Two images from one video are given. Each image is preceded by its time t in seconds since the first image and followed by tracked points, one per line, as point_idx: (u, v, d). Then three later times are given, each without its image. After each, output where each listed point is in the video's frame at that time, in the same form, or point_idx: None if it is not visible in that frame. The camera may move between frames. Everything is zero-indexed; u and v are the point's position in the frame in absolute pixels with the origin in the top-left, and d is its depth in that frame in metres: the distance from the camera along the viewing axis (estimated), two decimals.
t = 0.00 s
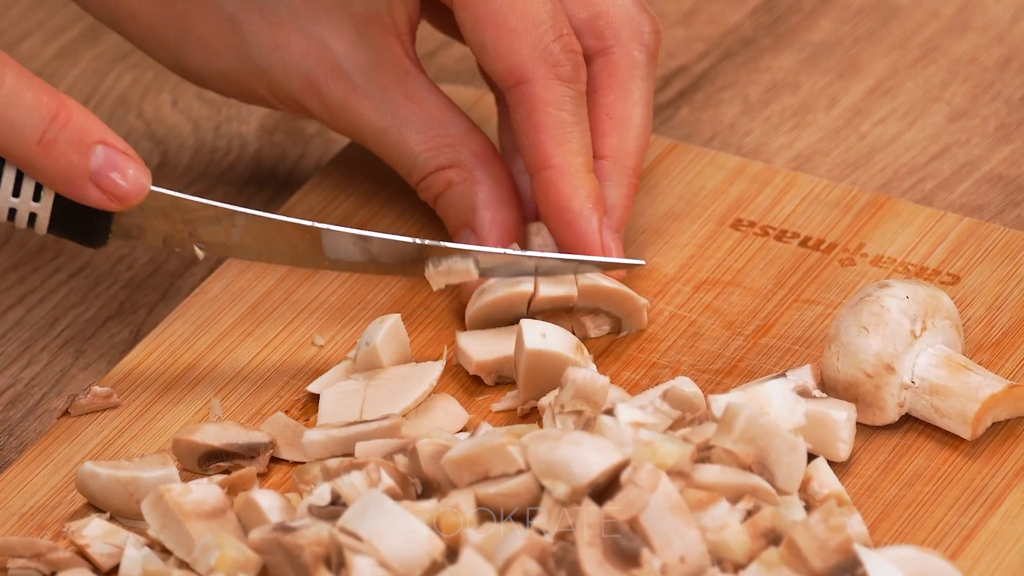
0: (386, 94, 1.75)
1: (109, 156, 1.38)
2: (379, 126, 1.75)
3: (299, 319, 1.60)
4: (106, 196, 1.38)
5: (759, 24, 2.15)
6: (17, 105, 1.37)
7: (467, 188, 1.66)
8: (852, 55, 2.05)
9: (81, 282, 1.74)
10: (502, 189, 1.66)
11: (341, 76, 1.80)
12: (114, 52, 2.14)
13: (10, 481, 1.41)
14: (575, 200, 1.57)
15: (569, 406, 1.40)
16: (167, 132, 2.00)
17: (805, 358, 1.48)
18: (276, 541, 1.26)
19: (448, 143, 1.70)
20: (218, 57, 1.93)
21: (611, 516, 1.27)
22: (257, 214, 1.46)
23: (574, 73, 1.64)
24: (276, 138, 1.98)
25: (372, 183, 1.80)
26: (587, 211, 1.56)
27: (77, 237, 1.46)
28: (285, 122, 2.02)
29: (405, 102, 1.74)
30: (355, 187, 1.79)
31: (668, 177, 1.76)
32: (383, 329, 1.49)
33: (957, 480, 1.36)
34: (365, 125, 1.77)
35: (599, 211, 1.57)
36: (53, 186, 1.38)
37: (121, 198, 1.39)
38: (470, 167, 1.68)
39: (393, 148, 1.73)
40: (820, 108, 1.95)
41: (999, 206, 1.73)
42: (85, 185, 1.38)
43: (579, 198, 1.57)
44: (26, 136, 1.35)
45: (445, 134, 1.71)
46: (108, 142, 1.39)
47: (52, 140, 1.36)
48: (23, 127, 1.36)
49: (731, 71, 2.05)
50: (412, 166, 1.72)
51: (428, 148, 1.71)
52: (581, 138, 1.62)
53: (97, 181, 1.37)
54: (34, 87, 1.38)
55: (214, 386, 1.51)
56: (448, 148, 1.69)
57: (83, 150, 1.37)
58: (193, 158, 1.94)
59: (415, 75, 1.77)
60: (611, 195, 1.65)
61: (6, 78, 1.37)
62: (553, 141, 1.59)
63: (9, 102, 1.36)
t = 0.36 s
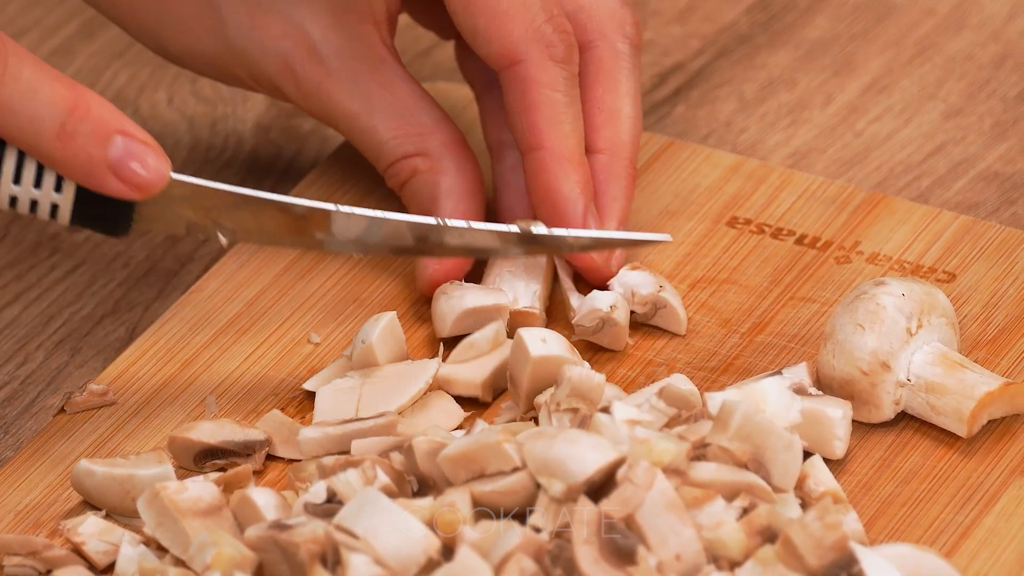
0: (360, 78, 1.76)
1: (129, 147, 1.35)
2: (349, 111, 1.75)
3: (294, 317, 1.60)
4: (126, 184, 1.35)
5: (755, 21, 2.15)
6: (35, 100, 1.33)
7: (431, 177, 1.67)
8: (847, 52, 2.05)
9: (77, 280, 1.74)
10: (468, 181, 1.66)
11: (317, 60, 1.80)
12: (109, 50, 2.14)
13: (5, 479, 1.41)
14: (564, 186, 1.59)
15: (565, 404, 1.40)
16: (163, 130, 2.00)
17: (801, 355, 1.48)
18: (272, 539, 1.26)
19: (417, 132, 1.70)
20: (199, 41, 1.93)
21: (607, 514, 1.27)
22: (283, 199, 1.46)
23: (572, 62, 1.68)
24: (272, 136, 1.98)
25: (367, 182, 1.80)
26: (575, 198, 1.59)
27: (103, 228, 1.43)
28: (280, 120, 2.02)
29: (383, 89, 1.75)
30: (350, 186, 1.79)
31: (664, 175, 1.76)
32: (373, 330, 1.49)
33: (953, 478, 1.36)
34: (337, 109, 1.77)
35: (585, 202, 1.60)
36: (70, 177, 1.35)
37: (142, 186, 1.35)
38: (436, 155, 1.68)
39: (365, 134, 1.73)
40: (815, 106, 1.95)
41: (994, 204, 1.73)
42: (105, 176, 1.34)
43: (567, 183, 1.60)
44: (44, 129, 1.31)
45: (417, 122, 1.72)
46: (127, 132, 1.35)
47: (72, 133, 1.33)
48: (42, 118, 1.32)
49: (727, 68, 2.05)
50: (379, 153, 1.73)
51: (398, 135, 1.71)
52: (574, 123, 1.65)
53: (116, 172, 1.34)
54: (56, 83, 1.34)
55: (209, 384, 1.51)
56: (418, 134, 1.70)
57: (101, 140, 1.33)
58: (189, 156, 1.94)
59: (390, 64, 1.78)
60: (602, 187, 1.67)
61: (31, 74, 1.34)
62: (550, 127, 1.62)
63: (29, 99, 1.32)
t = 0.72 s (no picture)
0: (377, 70, 1.76)
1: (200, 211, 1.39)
2: (369, 101, 1.77)
3: (291, 314, 1.60)
4: (198, 249, 1.40)
5: (752, 19, 2.15)
6: (109, 163, 1.36)
7: (457, 166, 1.69)
8: (844, 50, 2.05)
9: (73, 277, 1.74)
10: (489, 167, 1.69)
11: (333, 51, 1.81)
12: (105, 47, 2.14)
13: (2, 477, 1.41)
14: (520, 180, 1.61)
15: (561, 401, 1.40)
16: (159, 127, 1.99)
17: (797, 353, 1.48)
18: (268, 537, 1.26)
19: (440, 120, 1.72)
20: (214, 32, 1.94)
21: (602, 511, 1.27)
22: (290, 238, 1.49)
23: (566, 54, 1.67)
24: (268, 133, 1.98)
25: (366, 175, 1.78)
26: (528, 196, 1.61)
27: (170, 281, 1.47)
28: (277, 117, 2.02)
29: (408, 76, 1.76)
30: (350, 180, 1.77)
31: (660, 172, 1.76)
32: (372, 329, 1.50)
33: (949, 475, 1.36)
34: (355, 100, 1.79)
35: (536, 197, 1.62)
36: (142, 240, 1.39)
37: (214, 251, 1.40)
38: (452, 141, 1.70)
39: (387, 123, 1.75)
40: (812, 104, 1.95)
41: (990, 202, 1.73)
42: (178, 242, 1.39)
43: (526, 179, 1.62)
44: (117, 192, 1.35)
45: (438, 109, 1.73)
46: (198, 197, 1.39)
47: (147, 195, 1.36)
48: (116, 179, 1.35)
49: (723, 66, 2.05)
50: (403, 141, 1.74)
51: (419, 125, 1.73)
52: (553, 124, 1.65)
53: (189, 238, 1.39)
54: (129, 144, 1.36)
55: (206, 382, 1.51)
56: (442, 120, 1.72)
57: (176, 206, 1.37)
58: (185, 154, 1.94)
59: (407, 50, 1.78)
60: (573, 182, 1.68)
61: (98, 132, 1.36)
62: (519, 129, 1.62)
63: (102, 161, 1.35)
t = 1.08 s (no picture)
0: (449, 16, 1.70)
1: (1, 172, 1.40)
2: (434, 25, 1.71)
3: (281, 316, 1.60)
4: None
5: (747, 17, 2.15)
6: None
7: (546, 77, 1.65)
8: (839, 48, 2.05)
9: (69, 275, 1.74)
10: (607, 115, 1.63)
11: None
12: (100, 45, 2.14)
13: None
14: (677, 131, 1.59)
15: (556, 399, 1.40)
16: (154, 125, 1.99)
17: (792, 351, 1.48)
18: (263, 535, 1.26)
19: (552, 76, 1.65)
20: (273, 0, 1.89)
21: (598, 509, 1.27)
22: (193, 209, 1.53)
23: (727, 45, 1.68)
24: (263, 131, 1.98)
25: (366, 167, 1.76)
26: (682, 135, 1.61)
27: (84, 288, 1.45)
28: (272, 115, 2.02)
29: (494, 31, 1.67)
30: (343, 178, 1.75)
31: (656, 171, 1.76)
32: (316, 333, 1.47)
33: (944, 473, 1.36)
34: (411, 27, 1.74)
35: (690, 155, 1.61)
36: None
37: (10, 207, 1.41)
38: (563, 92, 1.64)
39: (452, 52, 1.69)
40: (807, 102, 1.95)
41: (985, 199, 1.73)
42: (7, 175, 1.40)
43: (679, 35, 1.55)
44: None
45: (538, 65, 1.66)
46: None
47: None
48: None
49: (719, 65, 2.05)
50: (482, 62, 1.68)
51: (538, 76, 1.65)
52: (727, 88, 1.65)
53: None
54: None
55: (201, 379, 1.51)
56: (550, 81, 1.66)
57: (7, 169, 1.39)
58: (180, 152, 1.94)
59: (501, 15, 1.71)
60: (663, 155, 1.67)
61: None
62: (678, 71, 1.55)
63: None
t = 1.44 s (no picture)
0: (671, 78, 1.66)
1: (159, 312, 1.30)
2: (632, 60, 1.71)
3: (280, 309, 1.58)
4: (156, 351, 1.31)
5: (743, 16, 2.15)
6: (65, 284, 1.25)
7: (778, 198, 1.54)
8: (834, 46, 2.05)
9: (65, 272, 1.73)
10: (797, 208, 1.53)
11: (621, 22, 1.73)
12: (96, 43, 2.13)
13: None
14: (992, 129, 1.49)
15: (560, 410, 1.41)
16: (150, 123, 1.99)
17: (788, 350, 1.49)
18: (259, 533, 1.26)
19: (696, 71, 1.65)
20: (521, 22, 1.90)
21: (594, 507, 1.27)
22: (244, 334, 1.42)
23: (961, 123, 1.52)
24: (259, 129, 1.98)
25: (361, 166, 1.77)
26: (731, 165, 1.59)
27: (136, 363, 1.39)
28: (267, 112, 2.02)
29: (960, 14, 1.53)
30: (339, 178, 1.75)
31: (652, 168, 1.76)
32: (462, 300, 1.55)
33: (940, 471, 1.36)
34: (621, 71, 1.73)
35: (876, 100, 1.45)
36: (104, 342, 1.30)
37: (170, 352, 1.31)
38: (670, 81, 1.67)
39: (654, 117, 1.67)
40: (803, 100, 1.95)
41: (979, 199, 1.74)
42: (137, 347, 1.30)
43: (885, 94, 1.44)
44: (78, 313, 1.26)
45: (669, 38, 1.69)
46: (159, 300, 1.30)
47: (105, 310, 1.27)
48: (72, 297, 1.26)
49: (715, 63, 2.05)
50: (693, 143, 1.62)
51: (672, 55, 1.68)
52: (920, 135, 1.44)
53: (145, 342, 1.29)
54: (84, 255, 1.26)
55: (197, 377, 1.51)
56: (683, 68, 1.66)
57: (136, 317, 1.28)
58: (176, 150, 1.94)
59: (717, 79, 1.64)
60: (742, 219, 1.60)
61: (54, 249, 1.24)
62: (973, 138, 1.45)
63: (60, 275, 1.24)
